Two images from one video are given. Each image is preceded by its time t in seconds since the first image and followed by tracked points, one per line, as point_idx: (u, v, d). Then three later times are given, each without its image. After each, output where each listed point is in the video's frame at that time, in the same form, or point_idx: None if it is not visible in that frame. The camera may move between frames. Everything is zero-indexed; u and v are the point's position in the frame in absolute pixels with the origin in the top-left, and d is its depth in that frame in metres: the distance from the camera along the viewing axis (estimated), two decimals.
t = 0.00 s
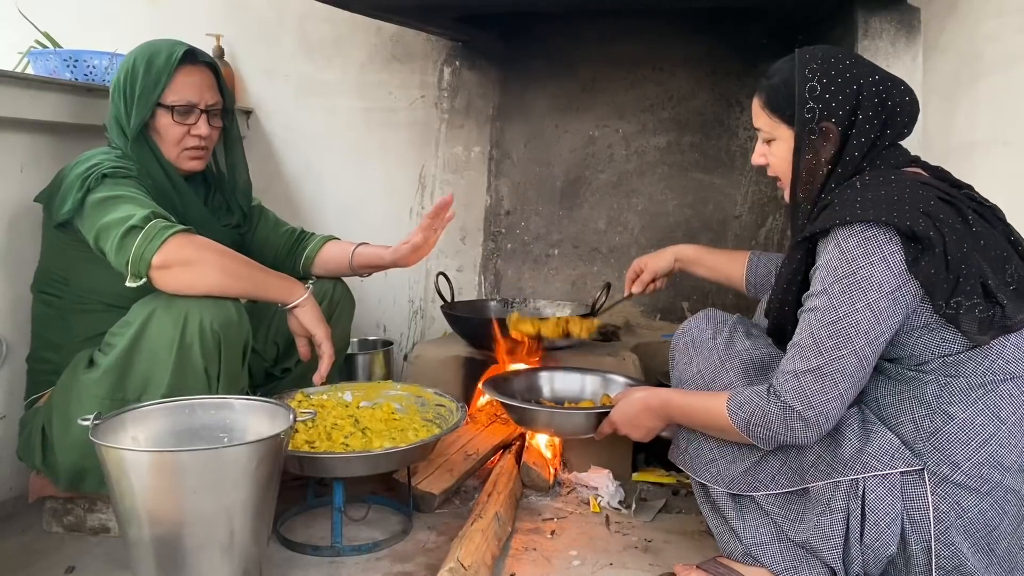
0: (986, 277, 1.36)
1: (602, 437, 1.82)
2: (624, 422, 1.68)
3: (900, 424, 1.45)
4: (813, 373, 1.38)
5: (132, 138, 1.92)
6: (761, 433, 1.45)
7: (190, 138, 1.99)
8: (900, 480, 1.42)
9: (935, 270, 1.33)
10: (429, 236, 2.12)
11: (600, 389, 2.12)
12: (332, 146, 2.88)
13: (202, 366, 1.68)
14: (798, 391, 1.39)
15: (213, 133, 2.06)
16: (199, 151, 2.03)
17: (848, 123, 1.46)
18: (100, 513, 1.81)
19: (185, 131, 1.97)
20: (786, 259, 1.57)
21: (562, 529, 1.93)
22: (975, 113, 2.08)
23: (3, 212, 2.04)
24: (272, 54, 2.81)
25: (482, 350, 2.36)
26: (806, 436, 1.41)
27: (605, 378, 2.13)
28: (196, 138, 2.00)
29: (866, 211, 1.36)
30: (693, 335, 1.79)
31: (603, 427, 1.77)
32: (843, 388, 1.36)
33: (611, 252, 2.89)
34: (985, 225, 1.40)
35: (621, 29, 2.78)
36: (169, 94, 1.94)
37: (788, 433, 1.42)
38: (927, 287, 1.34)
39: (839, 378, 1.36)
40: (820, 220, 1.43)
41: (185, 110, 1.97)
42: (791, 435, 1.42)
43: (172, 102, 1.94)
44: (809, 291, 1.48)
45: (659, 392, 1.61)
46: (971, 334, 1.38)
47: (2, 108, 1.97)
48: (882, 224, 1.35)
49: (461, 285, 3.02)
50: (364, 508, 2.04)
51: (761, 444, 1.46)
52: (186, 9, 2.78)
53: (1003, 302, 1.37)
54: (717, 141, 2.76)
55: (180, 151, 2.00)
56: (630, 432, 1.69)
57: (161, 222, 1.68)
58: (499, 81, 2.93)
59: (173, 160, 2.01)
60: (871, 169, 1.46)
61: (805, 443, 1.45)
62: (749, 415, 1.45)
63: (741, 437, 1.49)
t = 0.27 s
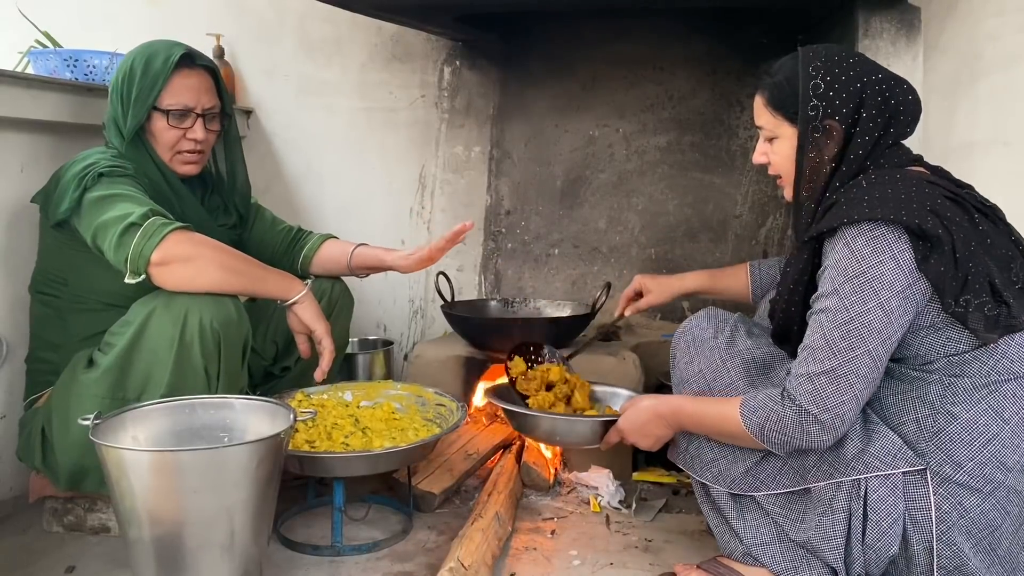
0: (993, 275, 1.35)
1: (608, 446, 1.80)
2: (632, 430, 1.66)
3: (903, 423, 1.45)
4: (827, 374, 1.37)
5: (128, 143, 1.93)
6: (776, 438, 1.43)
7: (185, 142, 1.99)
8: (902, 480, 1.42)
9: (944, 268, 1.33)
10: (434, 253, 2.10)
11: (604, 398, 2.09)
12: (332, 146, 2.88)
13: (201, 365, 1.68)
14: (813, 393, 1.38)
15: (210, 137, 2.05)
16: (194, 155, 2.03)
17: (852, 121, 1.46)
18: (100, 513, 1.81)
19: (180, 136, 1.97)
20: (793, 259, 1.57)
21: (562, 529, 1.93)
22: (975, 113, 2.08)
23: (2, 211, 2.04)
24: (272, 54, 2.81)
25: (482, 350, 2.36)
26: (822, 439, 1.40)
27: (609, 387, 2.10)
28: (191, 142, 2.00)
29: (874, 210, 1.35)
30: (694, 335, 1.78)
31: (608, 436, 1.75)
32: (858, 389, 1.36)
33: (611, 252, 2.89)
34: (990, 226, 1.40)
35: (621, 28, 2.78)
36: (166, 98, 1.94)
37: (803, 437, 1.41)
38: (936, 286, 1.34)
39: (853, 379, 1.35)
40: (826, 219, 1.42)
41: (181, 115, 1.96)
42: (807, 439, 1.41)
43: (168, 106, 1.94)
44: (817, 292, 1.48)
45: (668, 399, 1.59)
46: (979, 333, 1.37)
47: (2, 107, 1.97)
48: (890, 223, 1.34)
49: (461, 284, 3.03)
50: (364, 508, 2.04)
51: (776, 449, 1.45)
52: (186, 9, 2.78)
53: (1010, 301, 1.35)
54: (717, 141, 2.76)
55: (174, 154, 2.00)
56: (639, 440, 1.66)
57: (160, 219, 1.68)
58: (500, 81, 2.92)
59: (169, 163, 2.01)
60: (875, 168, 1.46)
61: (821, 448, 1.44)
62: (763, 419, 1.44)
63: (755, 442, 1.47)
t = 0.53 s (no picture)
0: (996, 276, 1.36)
1: (610, 446, 1.80)
2: (634, 432, 1.66)
3: (904, 424, 1.45)
4: (833, 379, 1.37)
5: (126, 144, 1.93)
6: (783, 443, 1.43)
7: (182, 143, 1.99)
8: (902, 480, 1.42)
9: (948, 270, 1.33)
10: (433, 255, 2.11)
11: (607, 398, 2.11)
12: (332, 146, 2.88)
13: (201, 365, 1.68)
14: (818, 397, 1.38)
15: (208, 139, 2.05)
16: (191, 156, 2.03)
17: (855, 119, 1.46)
18: (100, 512, 1.81)
19: (176, 138, 1.97)
20: (795, 260, 1.57)
21: (562, 529, 1.93)
22: (976, 113, 2.08)
23: (3, 211, 2.04)
24: (272, 53, 2.81)
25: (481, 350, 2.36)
26: (828, 443, 1.40)
27: (612, 389, 2.12)
28: (187, 143, 2.00)
29: (877, 212, 1.35)
30: (694, 334, 1.78)
31: (610, 437, 1.74)
32: (864, 392, 1.36)
33: (611, 252, 2.89)
34: (992, 227, 1.40)
35: (621, 28, 2.78)
36: (163, 100, 1.93)
37: (810, 441, 1.41)
38: (940, 288, 1.34)
39: (860, 382, 1.35)
40: (829, 221, 1.42)
41: (178, 118, 1.95)
42: (815, 443, 1.41)
43: (163, 109, 1.93)
44: (820, 295, 1.47)
45: (671, 403, 1.58)
46: (982, 334, 1.37)
47: (2, 107, 1.97)
48: (894, 225, 1.34)
49: (462, 284, 3.03)
50: (364, 508, 2.04)
51: (782, 453, 1.45)
52: (186, 9, 2.78)
53: (1012, 303, 1.36)
54: (717, 141, 2.76)
55: (172, 154, 2.00)
56: (641, 443, 1.66)
57: (161, 216, 1.68)
58: (499, 80, 2.91)
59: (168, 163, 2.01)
60: (877, 169, 1.47)
61: (827, 451, 1.44)
62: (769, 424, 1.43)
63: (759, 446, 1.47)
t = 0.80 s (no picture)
0: (997, 277, 1.36)
1: (609, 442, 1.80)
2: (633, 429, 1.66)
3: (904, 424, 1.45)
4: (833, 379, 1.37)
5: (128, 143, 1.93)
6: (782, 443, 1.43)
7: (183, 140, 1.99)
8: (903, 480, 1.42)
9: (948, 271, 1.33)
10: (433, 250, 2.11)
11: (608, 393, 2.11)
12: (333, 145, 2.88)
13: (201, 365, 1.68)
14: (818, 398, 1.38)
15: (209, 137, 2.05)
16: (193, 154, 2.02)
17: (852, 120, 1.45)
18: (101, 512, 1.81)
19: (178, 135, 1.97)
20: (795, 262, 1.55)
21: (563, 528, 1.93)
22: (976, 113, 2.08)
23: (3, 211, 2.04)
24: (273, 53, 2.81)
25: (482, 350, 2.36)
26: (827, 443, 1.40)
27: (613, 382, 2.12)
28: (187, 141, 1.99)
29: (878, 212, 1.35)
30: (694, 334, 1.79)
31: (609, 433, 1.74)
32: (864, 393, 1.36)
33: (612, 252, 2.89)
34: (994, 227, 1.40)
35: (621, 28, 2.78)
36: (164, 96, 1.93)
37: (809, 441, 1.41)
38: (940, 288, 1.34)
39: (859, 383, 1.35)
40: (829, 222, 1.42)
41: (179, 115, 1.95)
42: (814, 444, 1.41)
43: (166, 105, 1.93)
44: (820, 296, 1.47)
45: (672, 400, 1.58)
46: (983, 334, 1.36)
47: (3, 107, 1.97)
48: (894, 225, 1.34)
49: (462, 284, 3.03)
50: (365, 507, 2.04)
51: (781, 453, 1.45)
52: (187, 9, 2.78)
53: (1013, 303, 1.36)
54: (718, 140, 2.76)
55: (172, 152, 2.00)
56: (640, 440, 1.66)
57: (162, 217, 1.68)
58: (499, 81, 2.93)
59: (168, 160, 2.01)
60: (877, 168, 1.47)
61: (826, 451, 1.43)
62: (769, 423, 1.43)
63: (760, 445, 1.47)
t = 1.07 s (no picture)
0: (989, 277, 1.35)
1: (610, 438, 1.80)
2: (633, 426, 1.66)
3: (900, 424, 1.46)
4: (828, 381, 1.37)
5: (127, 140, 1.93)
6: (779, 443, 1.43)
7: (179, 133, 1.97)
8: (900, 479, 1.42)
9: (940, 270, 1.32)
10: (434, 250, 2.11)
11: (612, 385, 2.14)
12: (332, 145, 2.88)
13: (202, 365, 1.68)
14: (814, 399, 1.38)
15: (207, 131, 2.04)
16: (190, 147, 2.00)
17: (839, 124, 1.46)
18: (101, 512, 1.81)
19: (175, 126, 1.96)
20: (789, 263, 1.55)
21: (563, 528, 1.93)
22: (975, 113, 2.08)
23: (3, 211, 2.04)
24: (273, 53, 2.82)
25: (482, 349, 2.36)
26: (825, 445, 1.40)
27: (616, 374, 2.14)
28: (184, 134, 1.98)
29: (869, 212, 1.35)
30: (693, 335, 1.79)
31: (611, 429, 1.75)
32: (860, 394, 1.35)
33: (612, 252, 2.88)
34: (985, 227, 1.39)
35: (621, 28, 2.78)
36: (161, 88, 1.94)
37: (807, 442, 1.41)
38: (932, 288, 1.34)
39: (855, 385, 1.35)
40: (821, 223, 1.42)
41: (177, 107, 1.96)
42: (811, 445, 1.41)
43: (162, 95, 1.93)
44: (814, 298, 1.47)
45: (672, 397, 1.59)
46: (975, 335, 1.36)
47: (3, 107, 1.97)
48: (884, 226, 1.34)
49: (463, 284, 3.03)
50: (365, 507, 2.04)
51: (778, 452, 1.45)
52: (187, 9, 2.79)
53: (1005, 303, 1.35)
54: (718, 140, 2.76)
55: (169, 145, 1.98)
56: (640, 436, 1.67)
57: (162, 217, 1.68)
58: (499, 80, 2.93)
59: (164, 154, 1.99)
60: (868, 171, 1.46)
61: (824, 453, 1.44)
62: (766, 424, 1.44)
63: (758, 445, 1.47)
